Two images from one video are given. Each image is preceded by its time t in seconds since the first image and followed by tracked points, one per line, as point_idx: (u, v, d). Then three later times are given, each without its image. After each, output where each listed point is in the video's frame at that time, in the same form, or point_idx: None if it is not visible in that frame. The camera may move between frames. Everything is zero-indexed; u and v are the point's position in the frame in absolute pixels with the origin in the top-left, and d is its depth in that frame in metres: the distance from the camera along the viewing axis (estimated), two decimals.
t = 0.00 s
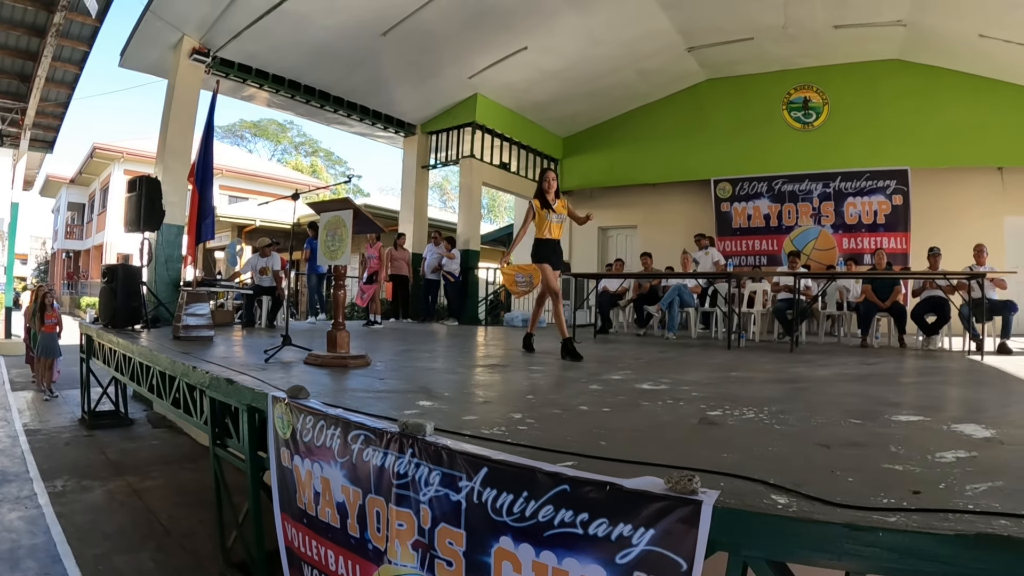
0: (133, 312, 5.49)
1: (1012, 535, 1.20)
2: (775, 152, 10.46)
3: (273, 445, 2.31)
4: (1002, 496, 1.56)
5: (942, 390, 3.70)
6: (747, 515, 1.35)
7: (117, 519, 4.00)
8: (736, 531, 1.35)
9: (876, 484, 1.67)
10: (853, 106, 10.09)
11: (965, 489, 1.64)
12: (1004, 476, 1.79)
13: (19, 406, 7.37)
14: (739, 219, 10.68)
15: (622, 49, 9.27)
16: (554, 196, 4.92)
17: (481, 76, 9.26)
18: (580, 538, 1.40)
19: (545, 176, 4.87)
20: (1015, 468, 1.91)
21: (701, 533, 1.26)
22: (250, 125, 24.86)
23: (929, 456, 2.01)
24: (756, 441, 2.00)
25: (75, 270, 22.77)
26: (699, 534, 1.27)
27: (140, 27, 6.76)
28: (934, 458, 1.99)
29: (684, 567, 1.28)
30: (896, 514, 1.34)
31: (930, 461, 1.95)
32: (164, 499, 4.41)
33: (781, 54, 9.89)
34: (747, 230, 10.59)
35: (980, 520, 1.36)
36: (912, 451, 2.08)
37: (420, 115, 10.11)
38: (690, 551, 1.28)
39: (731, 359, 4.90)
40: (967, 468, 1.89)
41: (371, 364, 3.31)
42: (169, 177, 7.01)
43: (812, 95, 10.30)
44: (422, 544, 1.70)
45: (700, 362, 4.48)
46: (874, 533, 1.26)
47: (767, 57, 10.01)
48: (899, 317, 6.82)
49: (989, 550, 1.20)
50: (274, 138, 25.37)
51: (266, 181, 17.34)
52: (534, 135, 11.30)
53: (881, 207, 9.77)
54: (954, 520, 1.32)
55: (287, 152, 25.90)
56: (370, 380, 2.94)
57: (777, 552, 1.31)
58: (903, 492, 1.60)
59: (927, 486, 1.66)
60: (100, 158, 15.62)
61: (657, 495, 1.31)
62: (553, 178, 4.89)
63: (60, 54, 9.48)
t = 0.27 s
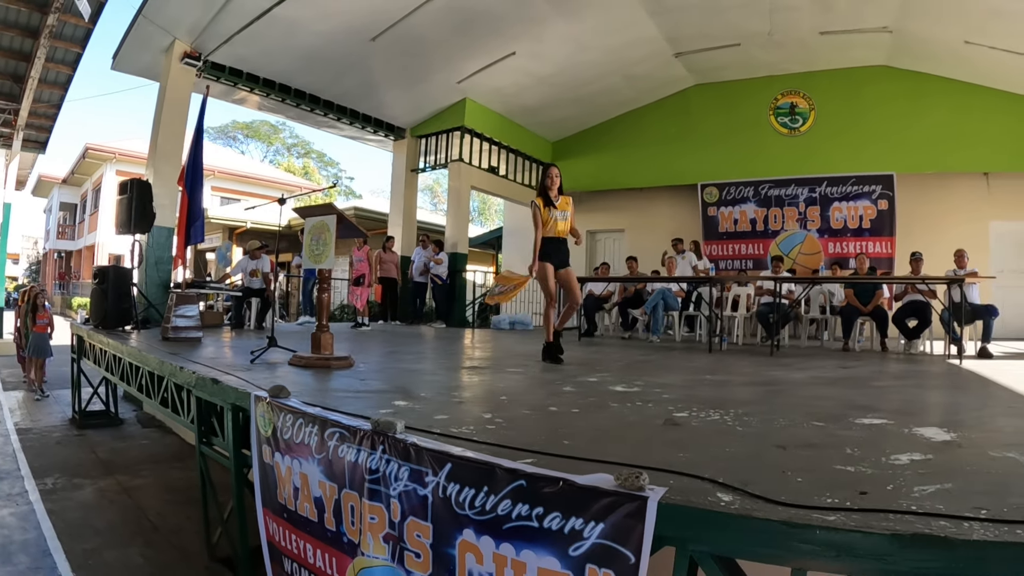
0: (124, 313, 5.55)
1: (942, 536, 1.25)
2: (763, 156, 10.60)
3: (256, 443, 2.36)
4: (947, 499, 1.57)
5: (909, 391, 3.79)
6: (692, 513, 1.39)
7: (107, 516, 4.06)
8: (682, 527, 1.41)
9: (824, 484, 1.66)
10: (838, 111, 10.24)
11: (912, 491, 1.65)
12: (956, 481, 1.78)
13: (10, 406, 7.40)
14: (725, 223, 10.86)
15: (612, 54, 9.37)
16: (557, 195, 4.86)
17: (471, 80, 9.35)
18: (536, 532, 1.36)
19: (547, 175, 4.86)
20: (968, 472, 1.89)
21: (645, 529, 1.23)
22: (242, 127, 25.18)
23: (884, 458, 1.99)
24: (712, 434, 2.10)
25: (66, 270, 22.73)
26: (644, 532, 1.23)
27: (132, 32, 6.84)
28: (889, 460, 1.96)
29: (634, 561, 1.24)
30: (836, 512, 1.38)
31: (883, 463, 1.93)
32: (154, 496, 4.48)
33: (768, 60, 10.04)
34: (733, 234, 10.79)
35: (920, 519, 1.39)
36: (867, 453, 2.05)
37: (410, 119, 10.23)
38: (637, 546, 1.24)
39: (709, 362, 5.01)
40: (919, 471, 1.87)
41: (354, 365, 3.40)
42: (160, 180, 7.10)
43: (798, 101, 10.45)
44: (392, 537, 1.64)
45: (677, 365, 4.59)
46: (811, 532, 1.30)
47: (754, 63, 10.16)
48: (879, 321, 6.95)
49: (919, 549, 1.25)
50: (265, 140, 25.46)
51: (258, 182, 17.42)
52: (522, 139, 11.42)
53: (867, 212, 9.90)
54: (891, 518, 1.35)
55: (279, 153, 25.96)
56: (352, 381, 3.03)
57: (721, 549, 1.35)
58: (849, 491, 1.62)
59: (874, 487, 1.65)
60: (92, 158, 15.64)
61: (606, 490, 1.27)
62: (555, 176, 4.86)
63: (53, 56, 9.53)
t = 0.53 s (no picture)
0: (115, 312, 5.62)
1: (881, 535, 1.16)
2: (751, 160, 10.73)
3: (235, 438, 2.42)
4: (892, 498, 1.47)
5: (879, 390, 3.84)
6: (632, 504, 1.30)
7: (94, 512, 4.13)
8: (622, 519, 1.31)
9: (770, 481, 1.52)
10: (825, 116, 10.37)
11: (858, 489, 1.54)
12: (905, 482, 1.66)
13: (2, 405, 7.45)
14: (713, 226, 10.96)
15: (604, 56, 9.45)
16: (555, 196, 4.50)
17: (463, 82, 9.42)
18: (488, 523, 1.34)
19: (546, 175, 4.47)
20: (923, 477, 1.77)
21: (590, 521, 1.20)
22: (237, 128, 25.32)
23: (836, 458, 1.85)
24: (667, 418, 2.17)
25: (60, 271, 22.75)
26: (588, 523, 1.21)
27: (124, 35, 6.92)
28: (841, 460, 1.83)
29: (580, 552, 1.21)
30: (774, 508, 1.29)
31: (835, 463, 1.78)
32: (141, 493, 4.54)
33: (756, 64, 10.15)
34: (720, 237, 10.89)
35: (858, 517, 1.29)
36: (822, 453, 1.90)
37: (400, 122, 10.34)
38: (582, 539, 1.21)
39: (687, 364, 5.09)
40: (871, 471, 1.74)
41: (336, 365, 3.48)
42: (150, 182, 7.19)
43: (786, 105, 10.58)
44: (359, 528, 1.68)
45: (654, 366, 4.68)
46: (744, 527, 1.21)
47: (743, 67, 10.27)
48: (862, 323, 7.05)
49: (857, 548, 1.15)
50: (259, 141, 25.55)
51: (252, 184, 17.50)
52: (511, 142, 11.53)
53: (854, 215, 10.01)
54: (829, 514, 1.27)
55: (273, 154, 26.00)
56: (333, 379, 3.12)
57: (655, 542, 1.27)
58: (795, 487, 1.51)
59: (817, 484, 1.53)
60: (86, 159, 15.68)
61: (553, 482, 1.26)
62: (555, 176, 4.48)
63: (47, 57, 9.58)
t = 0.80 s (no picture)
0: (109, 311, 5.72)
1: (817, 528, 1.16)
2: (743, 161, 10.82)
3: (219, 431, 2.51)
4: (838, 491, 1.44)
5: (854, 389, 3.89)
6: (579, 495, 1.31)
7: (87, 505, 4.21)
8: (570, 508, 1.32)
9: (718, 474, 1.47)
10: (817, 117, 10.46)
11: (806, 484, 1.47)
12: (856, 478, 1.61)
13: None
14: (704, 227, 11.08)
15: (598, 56, 9.53)
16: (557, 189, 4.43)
17: (457, 83, 9.51)
18: (445, 509, 1.42)
19: (546, 168, 4.39)
20: (879, 477, 1.68)
21: (538, 509, 1.26)
22: (234, 128, 25.11)
23: (791, 454, 1.74)
24: (632, 414, 2.25)
25: (58, 270, 22.85)
26: (535, 510, 1.28)
27: (120, 38, 7.04)
28: (796, 455, 1.73)
29: (529, 538, 1.28)
30: (715, 499, 1.28)
31: (789, 458, 1.69)
32: (133, 487, 4.62)
33: (747, 65, 10.24)
34: (712, 237, 10.98)
35: (798, 510, 1.27)
36: (778, 448, 1.79)
37: (393, 123, 10.46)
38: (530, 523, 1.28)
39: (670, 363, 5.16)
40: (823, 467, 1.66)
41: (320, 362, 3.59)
42: (145, 183, 7.31)
43: (778, 106, 10.67)
44: (331, 515, 1.76)
45: (636, 365, 4.76)
46: (683, 517, 1.22)
47: (734, 68, 10.37)
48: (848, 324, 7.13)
49: (793, 540, 1.16)
50: (257, 141, 25.62)
51: (249, 184, 17.60)
52: (504, 143, 11.65)
53: (844, 216, 10.09)
54: (769, 505, 1.26)
55: (271, 155, 26.09)
56: (317, 375, 3.22)
57: (604, 532, 1.27)
58: (741, 482, 1.44)
59: (765, 477, 1.47)
60: (84, 159, 15.77)
61: (506, 472, 1.32)
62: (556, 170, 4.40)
63: (44, 58, 9.67)
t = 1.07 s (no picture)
0: (104, 311, 5.80)
1: (753, 523, 1.21)
2: (735, 162, 10.92)
3: (206, 427, 2.60)
4: (787, 488, 1.46)
5: (832, 390, 3.94)
6: (534, 489, 1.38)
7: (81, 500, 4.30)
8: (526, 501, 1.39)
9: (671, 470, 1.50)
10: (808, 120, 10.55)
11: (756, 481, 1.49)
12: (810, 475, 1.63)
13: None
14: (696, 229, 11.17)
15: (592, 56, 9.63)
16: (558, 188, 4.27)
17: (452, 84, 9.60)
18: (411, 500, 1.51)
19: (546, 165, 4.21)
20: (835, 475, 1.69)
21: (493, 501, 1.34)
22: (232, 130, 25.50)
23: (749, 452, 1.77)
24: (601, 413, 2.33)
25: (57, 270, 22.94)
26: (491, 501, 1.35)
27: (115, 43, 7.15)
28: (753, 454, 1.76)
29: (486, 528, 1.35)
30: (661, 493, 1.34)
31: (746, 456, 1.72)
32: (126, 483, 4.70)
33: (739, 67, 10.34)
34: (704, 239, 11.08)
35: (741, 506, 1.30)
36: (738, 447, 1.83)
37: (388, 126, 10.57)
38: (487, 514, 1.36)
39: (655, 364, 5.23)
40: (778, 464, 1.68)
41: (308, 360, 3.70)
42: (141, 185, 7.42)
43: (770, 108, 10.78)
44: (308, 506, 1.85)
45: (620, 365, 4.84)
46: (628, 510, 1.29)
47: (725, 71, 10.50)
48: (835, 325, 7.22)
49: (730, 532, 1.21)
50: (255, 143, 25.70)
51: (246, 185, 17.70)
52: (498, 145, 11.77)
53: (836, 217, 10.18)
54: (713, 500, 1.31)
55: (269, 156, 26.18)
56: (304, 374, 3.32)
57: (559, 524, 1.34)
58: (693, 479, 1.46)
59: (716, 473, 1.51)
60: (82, 160, 15.85)
61: (465, 466, 1.40)
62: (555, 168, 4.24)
63: (42, 60, 9.74)
